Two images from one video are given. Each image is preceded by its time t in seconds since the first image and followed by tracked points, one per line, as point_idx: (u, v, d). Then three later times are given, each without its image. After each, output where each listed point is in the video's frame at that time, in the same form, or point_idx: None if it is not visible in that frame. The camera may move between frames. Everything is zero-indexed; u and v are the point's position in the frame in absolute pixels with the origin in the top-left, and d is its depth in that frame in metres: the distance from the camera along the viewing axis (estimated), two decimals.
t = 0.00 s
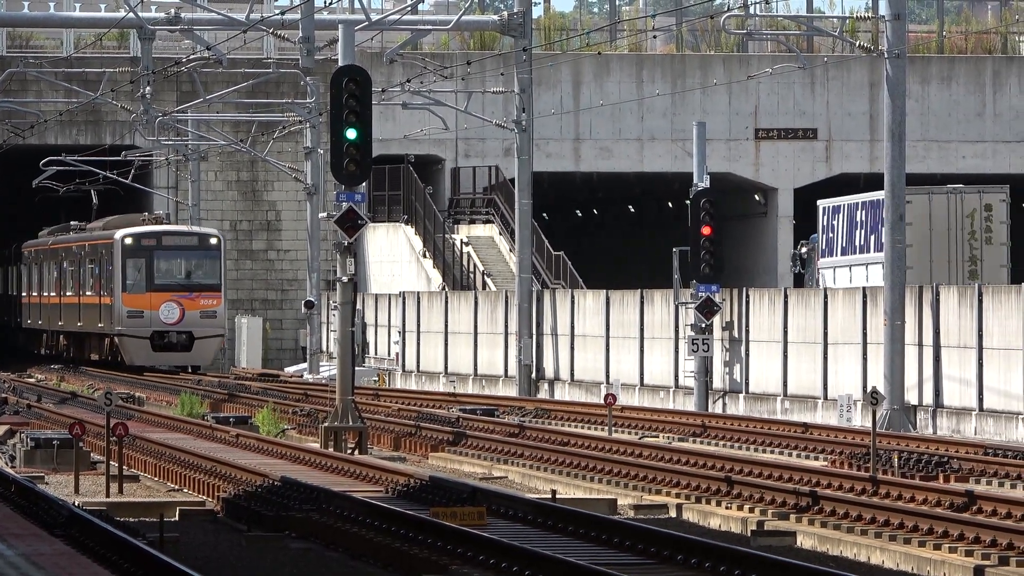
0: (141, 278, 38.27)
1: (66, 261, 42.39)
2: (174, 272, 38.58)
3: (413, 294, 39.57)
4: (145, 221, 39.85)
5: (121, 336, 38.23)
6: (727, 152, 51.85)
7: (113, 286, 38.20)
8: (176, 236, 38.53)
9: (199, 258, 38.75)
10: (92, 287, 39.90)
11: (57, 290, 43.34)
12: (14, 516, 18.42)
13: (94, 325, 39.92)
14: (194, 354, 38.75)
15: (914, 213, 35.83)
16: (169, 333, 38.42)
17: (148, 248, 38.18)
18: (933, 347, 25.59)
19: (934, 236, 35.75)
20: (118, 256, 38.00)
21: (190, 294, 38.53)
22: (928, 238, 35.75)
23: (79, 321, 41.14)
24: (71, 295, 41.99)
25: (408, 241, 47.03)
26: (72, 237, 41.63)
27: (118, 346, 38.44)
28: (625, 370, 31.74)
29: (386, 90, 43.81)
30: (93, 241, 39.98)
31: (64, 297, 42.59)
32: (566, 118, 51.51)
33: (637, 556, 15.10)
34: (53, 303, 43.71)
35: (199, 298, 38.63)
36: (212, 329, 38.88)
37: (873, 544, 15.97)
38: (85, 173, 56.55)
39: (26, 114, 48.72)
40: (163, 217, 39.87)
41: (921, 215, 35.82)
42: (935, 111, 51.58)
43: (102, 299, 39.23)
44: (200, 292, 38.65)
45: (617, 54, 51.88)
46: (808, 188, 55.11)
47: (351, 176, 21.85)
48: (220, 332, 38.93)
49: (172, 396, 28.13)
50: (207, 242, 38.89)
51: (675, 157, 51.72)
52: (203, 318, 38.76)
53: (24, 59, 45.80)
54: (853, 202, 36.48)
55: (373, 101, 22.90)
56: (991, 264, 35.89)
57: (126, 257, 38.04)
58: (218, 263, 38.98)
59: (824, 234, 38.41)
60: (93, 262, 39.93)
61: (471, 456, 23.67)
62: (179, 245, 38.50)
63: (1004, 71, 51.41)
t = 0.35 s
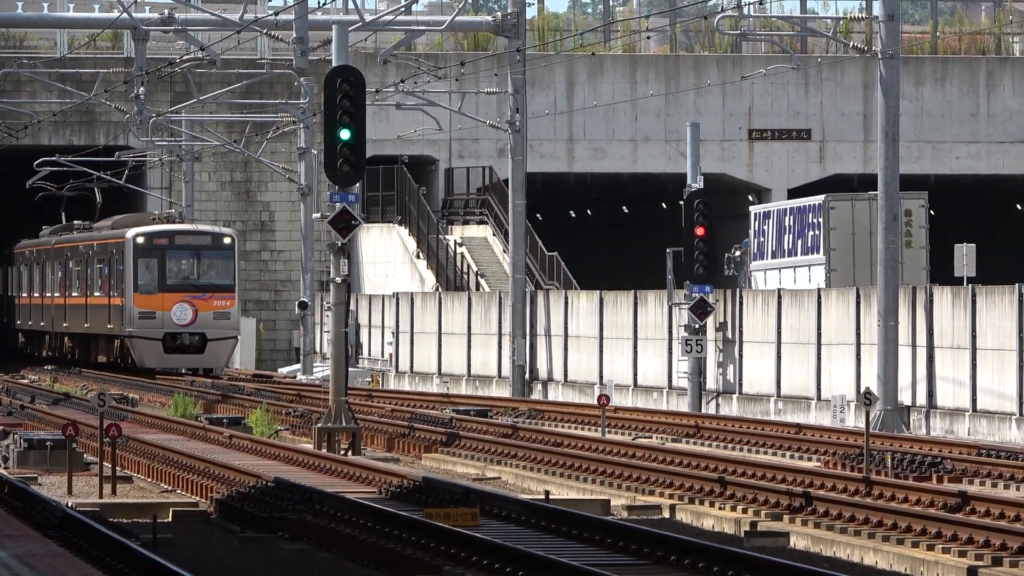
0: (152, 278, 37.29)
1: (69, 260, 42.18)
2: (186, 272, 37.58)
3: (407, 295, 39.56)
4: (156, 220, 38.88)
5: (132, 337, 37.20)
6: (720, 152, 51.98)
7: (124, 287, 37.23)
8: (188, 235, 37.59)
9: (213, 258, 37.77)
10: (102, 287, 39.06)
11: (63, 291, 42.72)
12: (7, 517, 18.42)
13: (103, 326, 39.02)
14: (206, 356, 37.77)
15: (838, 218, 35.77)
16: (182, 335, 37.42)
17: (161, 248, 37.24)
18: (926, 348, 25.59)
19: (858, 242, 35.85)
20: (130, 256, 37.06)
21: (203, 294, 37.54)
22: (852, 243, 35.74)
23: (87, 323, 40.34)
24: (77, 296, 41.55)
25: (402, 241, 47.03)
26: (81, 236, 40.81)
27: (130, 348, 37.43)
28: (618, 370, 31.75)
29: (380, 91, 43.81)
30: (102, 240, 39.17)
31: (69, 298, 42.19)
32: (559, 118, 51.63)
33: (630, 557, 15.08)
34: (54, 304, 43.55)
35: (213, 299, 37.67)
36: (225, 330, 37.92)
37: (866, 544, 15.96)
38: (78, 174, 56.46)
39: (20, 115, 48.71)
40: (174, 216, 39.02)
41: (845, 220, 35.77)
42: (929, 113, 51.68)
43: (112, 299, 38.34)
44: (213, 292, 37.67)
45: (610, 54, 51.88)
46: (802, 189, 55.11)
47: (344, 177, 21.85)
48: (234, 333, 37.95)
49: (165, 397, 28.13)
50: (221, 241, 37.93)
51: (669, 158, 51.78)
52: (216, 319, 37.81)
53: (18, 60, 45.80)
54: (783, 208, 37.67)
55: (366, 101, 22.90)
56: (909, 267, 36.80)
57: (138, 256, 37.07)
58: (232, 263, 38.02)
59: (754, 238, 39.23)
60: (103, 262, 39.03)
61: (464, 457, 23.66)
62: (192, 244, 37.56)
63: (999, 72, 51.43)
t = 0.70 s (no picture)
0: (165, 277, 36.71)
1: (66, 258, 42.21)
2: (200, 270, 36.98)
3: (400, 294, 39.57)
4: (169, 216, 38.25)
5: (145, 337, 36.64)
6: (714, 151, 51.84)
7: (137, 285, 36.63)
8: (203, 233, 36.94)
9: (227, 255, 37.13)
10: (112, 286, 38.52)
11: (69, 290, 42.16)
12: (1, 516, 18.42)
13: (114, 326, 38.48)
14: (221, 355, 37.13)
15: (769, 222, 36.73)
16: (196, 334, 36.81)
17: (174, 245, 36.61)
18: (921, 345, 25.57)
19: (788, 245, 36.85)
20: (142, 254, 36.46)
21: (218, 293, 36.90)
22: (783, 246, 36.78)
23: (97, 322, 39.79)
24: (81, 294, 41.17)
25: (396, 240, 47.04)
26: (91, 234, 40.21)
27: (143, 348, 36.82)
28: (612, 368, 31.76)
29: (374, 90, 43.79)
30: (111, 238, 38.62)
31: (73, 297, 41.89)
32: (553, 117, 51.51)
33: (625, 555, 15.06)
34: (55, 304, 43.51)
35: (228, 298, 37.01)
36: (241, 329, 37.24)
37: (860, 543, 15.95)
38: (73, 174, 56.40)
39: (14, 114, 48.69)
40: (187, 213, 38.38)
41: (776, 223, 36.73)
42: (923, 110, 51.65)
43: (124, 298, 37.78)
44: (228, 291, 37.02)
45: (604, 53, 51.85)
46: (797, 188, 55.13)
47: (338, 176, 21.88)
48: (249, 332, 37.25)
49: (159, 396, 28.13)
50: (235, 238, 37.26)
51: (663, 156, 51.82)
52: (232, 318, 37.13)
53: (12, 59, 45.80)
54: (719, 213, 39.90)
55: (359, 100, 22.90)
56: (837, 266, 37.97)
57: (150, 254, 36.49)
58: (247, 261, 37.34)
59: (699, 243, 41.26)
60: (114, 261, 38.47)
61: (457, 456, 23.65)
62: (206, 242, 36.93)
63: (992, 69, 51.48)
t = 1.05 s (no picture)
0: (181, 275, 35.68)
1: (64, 259, 42.36)
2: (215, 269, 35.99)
3: (394, 292, 39.58)
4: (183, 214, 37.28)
5: (161, 337, 35.56)
6: (708, 149, 51.96)
7: (152, 284, 35.53)
8: (219, 230, 35.95)
9: (244, 253, 36.16)
10: (124, 285, 37.59)
11: (75, 289, 41.43)
12: None
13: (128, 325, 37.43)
14: (238, 355, 36.22)
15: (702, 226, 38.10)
16: (212, 334, 35.81)
17: (190, 244, 35.58)
18: (914, 344, 25.58)
19: (720, 248, 38.09)
20: (157, 253, 35.39)
21: (235, 292, 35.89)
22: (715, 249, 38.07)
23: (107, 322, 38.89)
24: (85, 293, 40.71)
25: (389, 239, 47.07)
26: (104, 232, 39.24)
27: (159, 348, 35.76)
28: (606, 366, 31.77)
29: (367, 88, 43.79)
30: (123, 236, 37.70)
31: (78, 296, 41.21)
32: (547, 115, 51.56)
33: (619, 554, 15.06)
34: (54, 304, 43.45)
35: (245, 297, 36.03)
36: (258, 329, 36.28)
37: (855, 541, 15.96)
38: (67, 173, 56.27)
39: (7, 113, 48.68)
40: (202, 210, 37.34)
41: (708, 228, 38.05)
42: (916, 108, 51.58)
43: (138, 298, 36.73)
44: (245, 290, 36.03)
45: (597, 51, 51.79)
46: (792, 186, 55.06)
47: (332, 174, 21.90)
48: (267, 332, 36.32)
49: (154, 395, 28.11)
50: (252, 236, 36.28)
51: (657, 154, 51.94)
52: (249, 318, 36.15)
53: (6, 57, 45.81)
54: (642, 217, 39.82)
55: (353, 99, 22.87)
56: (771, 265, 38.47)
57: (166, 253, 35.44)
58: (264, 259, 36.37)
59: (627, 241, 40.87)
60: (128, 260, 37.43)
61: (452, 454, 23.66)
62: (223, 240, 35.95)
63: (986, 67, 51.38)
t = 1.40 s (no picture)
0: (197, 272, 33.77)
1: (49, 254, 42.05)
2: (232, 266, 34.03)
3: (387, 291, 39.58)
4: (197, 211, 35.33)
5: (176, 337, 33.65)
6: (700, 146, 51.65)
7: (167, 281, 33.63)
8: (237, 225, 34.04)
9: (263, 250, 34.18)
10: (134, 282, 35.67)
11: (54, 287, 41.67)
12: None
13: (138, 323, 35.48)
14: (256, 355, 34.25)
15: (643, 225, 38.26)
16: (230, 333, 33.90)
17: (207, 240, 33.73)
18: (908, 342, 25.59)
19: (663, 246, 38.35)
20: (173, 249, 33.49)
21: (253, 290, 33.93)
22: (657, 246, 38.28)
23: (90, 320, 38.77)
24: (67, 291, 40.68)
25: (382, 237, 47.12)
26: (91, 229, 38.72)
27: (174, 347, 33.80)
28: (599, 364, 31.75)
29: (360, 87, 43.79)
30: (134, 231, 35.81)
31: (61, 294, 41.22)
32: (539, 113, 51.57)
33: (611, 552, 15.05)
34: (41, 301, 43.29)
35: (263, 295, 34.03)
36: (275, 328, 34.29)
37: (847, 539, 15.95)
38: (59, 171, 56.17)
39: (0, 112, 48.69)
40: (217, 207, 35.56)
41: (651, 226, 38.28)
42: (909, 107, 51.61)
43: (151, 295, 34.76)
44: (263, 288, 34.06)
45: (590, 49, 51.78)
46: (785, 185, 55.02)
47: (324, 172, 21.89)
48: (285, 330, 34.29)
49: (147, 393, 28.12)
50: (271, 232, 34.26)
51: (649, 153, 51.87)
52: (267, 317, 34.15)
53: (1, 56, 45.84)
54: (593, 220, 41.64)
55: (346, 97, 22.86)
56: (708, 266, 38.55)
57: (182, 249, 33.53)
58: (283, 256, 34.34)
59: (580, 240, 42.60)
60: (139, 255, 35.49)
61: (444, 452, 23.65)
62: (241, 236, 34.02)
63: (978, 66, 51.35)
